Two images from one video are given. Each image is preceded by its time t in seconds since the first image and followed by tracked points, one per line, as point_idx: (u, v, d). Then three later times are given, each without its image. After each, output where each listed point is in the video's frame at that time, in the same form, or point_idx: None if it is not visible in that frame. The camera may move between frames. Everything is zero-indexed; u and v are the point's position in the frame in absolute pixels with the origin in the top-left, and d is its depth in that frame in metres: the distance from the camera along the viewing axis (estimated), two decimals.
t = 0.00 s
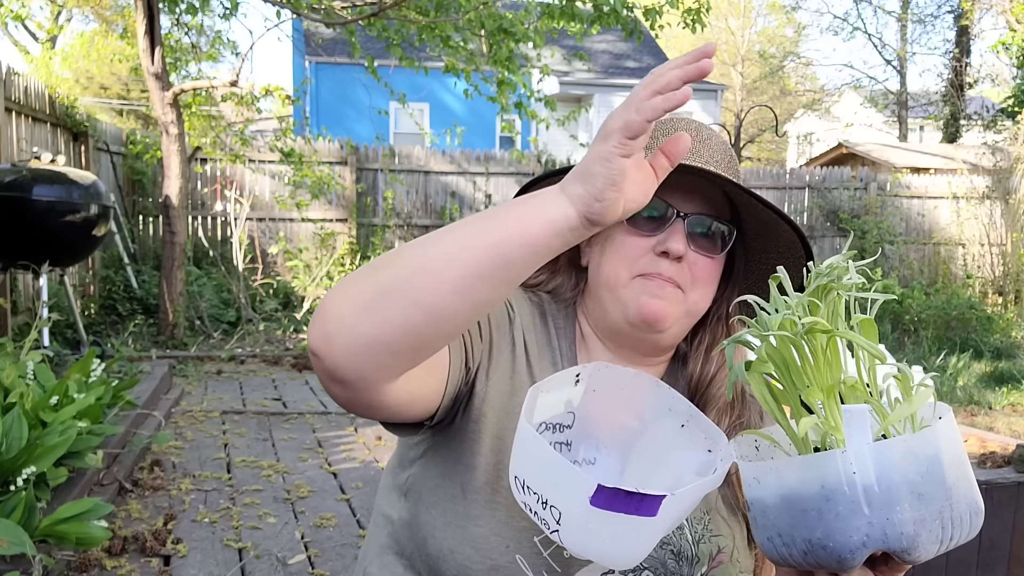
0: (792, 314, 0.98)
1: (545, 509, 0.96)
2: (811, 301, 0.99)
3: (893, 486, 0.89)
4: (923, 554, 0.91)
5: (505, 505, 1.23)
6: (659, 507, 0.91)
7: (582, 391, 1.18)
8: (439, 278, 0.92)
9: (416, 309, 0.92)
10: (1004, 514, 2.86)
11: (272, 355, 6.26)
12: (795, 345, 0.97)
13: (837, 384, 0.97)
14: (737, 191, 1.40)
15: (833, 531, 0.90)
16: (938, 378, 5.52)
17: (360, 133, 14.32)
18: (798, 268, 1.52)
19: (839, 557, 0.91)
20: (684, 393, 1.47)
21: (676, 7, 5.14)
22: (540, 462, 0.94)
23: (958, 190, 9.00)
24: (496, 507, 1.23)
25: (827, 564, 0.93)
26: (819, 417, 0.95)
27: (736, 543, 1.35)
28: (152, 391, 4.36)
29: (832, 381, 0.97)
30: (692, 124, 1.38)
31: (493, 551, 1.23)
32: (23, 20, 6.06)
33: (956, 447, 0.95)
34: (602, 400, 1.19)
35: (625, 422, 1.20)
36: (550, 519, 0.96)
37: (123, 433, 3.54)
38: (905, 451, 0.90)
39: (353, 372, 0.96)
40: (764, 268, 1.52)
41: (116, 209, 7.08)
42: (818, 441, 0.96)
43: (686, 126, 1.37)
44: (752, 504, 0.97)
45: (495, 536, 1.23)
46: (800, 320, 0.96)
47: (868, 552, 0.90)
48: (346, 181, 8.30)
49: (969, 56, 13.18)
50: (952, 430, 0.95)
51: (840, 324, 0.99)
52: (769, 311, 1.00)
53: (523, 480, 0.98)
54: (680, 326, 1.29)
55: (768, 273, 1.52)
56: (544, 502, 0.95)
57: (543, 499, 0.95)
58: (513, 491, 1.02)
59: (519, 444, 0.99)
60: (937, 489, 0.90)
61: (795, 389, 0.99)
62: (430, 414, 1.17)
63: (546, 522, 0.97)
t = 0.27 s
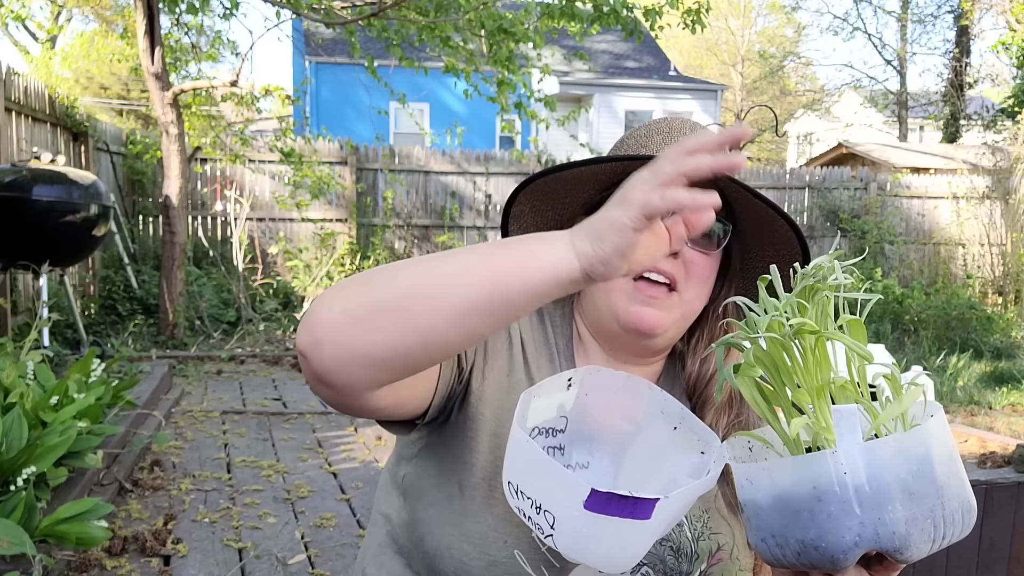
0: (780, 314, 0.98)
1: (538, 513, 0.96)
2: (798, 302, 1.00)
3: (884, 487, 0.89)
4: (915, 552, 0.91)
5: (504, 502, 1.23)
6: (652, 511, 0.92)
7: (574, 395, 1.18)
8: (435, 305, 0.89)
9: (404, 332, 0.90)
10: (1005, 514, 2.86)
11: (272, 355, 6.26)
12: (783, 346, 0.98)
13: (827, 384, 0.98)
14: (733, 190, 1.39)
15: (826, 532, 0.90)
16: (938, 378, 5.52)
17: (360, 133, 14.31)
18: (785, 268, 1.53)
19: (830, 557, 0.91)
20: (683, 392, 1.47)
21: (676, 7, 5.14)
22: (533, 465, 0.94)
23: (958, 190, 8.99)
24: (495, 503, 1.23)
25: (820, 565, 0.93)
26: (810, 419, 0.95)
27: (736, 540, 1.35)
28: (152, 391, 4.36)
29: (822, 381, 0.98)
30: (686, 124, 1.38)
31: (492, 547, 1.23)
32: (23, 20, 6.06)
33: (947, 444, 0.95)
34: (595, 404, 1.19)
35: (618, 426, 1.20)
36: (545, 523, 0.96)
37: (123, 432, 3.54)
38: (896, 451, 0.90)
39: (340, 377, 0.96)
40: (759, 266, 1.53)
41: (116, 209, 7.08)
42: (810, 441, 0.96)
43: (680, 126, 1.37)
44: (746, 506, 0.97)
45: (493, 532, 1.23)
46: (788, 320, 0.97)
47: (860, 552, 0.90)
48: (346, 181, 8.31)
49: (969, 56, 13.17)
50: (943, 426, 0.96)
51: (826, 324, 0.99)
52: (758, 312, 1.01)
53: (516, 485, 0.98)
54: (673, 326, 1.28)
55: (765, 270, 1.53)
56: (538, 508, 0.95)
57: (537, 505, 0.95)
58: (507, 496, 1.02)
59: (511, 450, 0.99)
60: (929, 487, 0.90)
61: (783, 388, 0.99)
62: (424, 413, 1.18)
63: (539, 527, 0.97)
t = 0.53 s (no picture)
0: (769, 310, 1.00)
1: (535, 505, 0.96)
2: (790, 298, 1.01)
3: (876, 470, 0.89)
4: (910, 535, 0.91)
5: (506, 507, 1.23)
6: (651, 498, 0.92)
7: (569, 393, 1.18)
8: (462, 330, 0.93)
9: (428, 353, 0.94)
10: (1005, 514, 2.86)
11: (272, 355, 6.26)
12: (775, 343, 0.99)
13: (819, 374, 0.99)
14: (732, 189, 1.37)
15: (820, 517, 0.90)
16: (938, 378, 5.52)
17: (360, 133, 14.31)
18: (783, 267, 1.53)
19: (825, 542, 0.92)
20: (685, 394, 1.47)
21: (676, 7, 5.14)
22: (527, 453, 0.94)
23: (959, 190, 8.99)
24: (498, 509, 1.23)
25: (815, 551, 0.93)
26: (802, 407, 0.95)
27: (737, 543, 1.35)
28: (152, 391, 4.36)
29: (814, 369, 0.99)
30: (686, 123, 1.37)
31: (494, 553, 1.23)
32: (23, 20, 6.05)
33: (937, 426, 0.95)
34: (590, 402, 1.19)
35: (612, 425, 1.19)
36: (541, 515, 0.96)
37: (123, 433, 3.54)
38: (888, 433, 0.90)
39: (359, 394, 0.98)
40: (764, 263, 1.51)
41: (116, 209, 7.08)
42: (803, 430, 0.96)
43: (679, 126, 1.36)
44: (740, 495, 0.97)
45: (496, 538, 1.23)
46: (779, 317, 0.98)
47: (855, 536, 0.90)
48: (346, 181, 8.31)
49: (969, 56, 13.17)
50: (934, 410, 0.96)
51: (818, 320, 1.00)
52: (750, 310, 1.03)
53: (512, 476, 0.98)
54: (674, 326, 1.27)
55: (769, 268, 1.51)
56: (534, 498, 0.95)
57: (533, 495, 0.95)
58: (503, 490, 1.03)
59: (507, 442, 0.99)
60: (921, 470, 0.90)
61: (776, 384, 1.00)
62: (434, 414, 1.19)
63: (536, 519, 0.97)
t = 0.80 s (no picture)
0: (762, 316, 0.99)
1: (534, 530, 0.94)
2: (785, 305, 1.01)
3: (878, 483, 0.89)
4: (912, 546, 0.91)
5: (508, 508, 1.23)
6: (650, 522, 0.90)
7: (562, 411, 1.17)
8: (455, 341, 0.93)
9: (422, 365, 0.94)
10: (1005, 514, 2.86)
11: (272, 355, 6.26)
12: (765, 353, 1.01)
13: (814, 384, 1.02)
14: (732, 195, 1.37)
15: (824, 533, 0.90)
16: (938, 378, 5.53)
17: (360, 133, 14.31)
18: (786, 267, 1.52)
19: (830, 558, 0.91)
20: (687, 397, 1.47)
21: (676, 7, 5.14)
22: (525, 475, 0.93)
23: (959, 190, 8.99)
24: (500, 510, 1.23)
25: (819, 566, 0.93)
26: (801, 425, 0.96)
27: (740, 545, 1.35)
28: (152, 391, 4.36)
29: (809, 381, 1.02)
30: (684, 123, 1.37)
31: (497, 555, 1.22)
32: (23, 19, 6.05)
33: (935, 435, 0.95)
34: (584, 418, 1.19)
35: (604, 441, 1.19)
36: (540, 540, 0.94)
37: (123, 433, 3.54)
38: (889, 445, 0.90)
39: (358, 406, 0.98)
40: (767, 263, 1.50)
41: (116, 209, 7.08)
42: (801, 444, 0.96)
43: (677, 127, 1.36)
44: (741, 512, 0.96)
45: (499, 539, 1.22)
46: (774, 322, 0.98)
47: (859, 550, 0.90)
48: (346, 181, 8.31)
49: (969, 56, 13.17)
50: (932, 419, 0.96)
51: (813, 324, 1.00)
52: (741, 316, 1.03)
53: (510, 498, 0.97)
54: (670, 330, 1.27)
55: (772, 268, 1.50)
56: (534, 525, 0.94)
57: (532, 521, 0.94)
58: (502, 520, 1.01)
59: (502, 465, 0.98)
60: (922, 480, 0.90)
61: (768, 397, 1.00)
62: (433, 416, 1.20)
63: (536, 544, 0.96)
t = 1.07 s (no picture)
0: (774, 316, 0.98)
1: (540, 526, 0.95)
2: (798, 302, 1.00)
3: (887, 485, 0.89)
4: (919, 549, 0.91)
5: (502, 513, 1.23)
6: (657, 516, 0.90)
7: (570, 406, 1.18)
8: (381, 392, 0.94)
9: (356, 424, 0.94)
10: (1005, 514, 2.86)
11: (272, 355, 6.26)
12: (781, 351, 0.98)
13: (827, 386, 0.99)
14: (732, 195, 1.37)
15: (829, 532, 0.90)
16: (938, 378, 5.53)
17: (360, 133, 14.31)
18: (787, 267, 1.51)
19: (834, 557, 0.91)
20: (686, 396, 1.46)
21: (676, 7, 5.14)
22: (534, 471, 0.93)
23: (958, 190, 8.99)
24: (493, 516, 1.22)
25: (823, 565, 0.93)
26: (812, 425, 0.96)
27: (738, 545, 1.35)
28: (152, 391, 4.36)
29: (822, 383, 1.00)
30: (685, 123, 1.37)
31: (492, 562, 1.21)
32: (23, 19, 6.05)
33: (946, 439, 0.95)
34: (591, 413, 1.19)
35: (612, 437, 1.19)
36: (548, 535, 0.95)
37: (123, 433, 3.54)
38: (899, 447, 0.90)
39: (302, 471, 0.97)
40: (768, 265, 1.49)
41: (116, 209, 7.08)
42: (812, 444, 0.96)
43: (678, 127, 1.36)
44: (747, 509, 0.96)
45: (493, 546, 1.22)
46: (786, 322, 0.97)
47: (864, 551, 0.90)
48: (346, 181, 8.32)
49: (969, 56, 13.16)
50: (943, 424, 0.96)
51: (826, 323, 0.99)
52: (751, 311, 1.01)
53: (517, 495, 0.97)
54: (670, 330, 1.27)
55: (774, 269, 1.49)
56: (540, 520, 0.94)
57: (539, 517, 0.94)
58: (509, 513, 1.01)
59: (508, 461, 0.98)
60: (931, 483, 0.90)
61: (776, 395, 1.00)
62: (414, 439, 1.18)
63: (542, 539, 0.96)
